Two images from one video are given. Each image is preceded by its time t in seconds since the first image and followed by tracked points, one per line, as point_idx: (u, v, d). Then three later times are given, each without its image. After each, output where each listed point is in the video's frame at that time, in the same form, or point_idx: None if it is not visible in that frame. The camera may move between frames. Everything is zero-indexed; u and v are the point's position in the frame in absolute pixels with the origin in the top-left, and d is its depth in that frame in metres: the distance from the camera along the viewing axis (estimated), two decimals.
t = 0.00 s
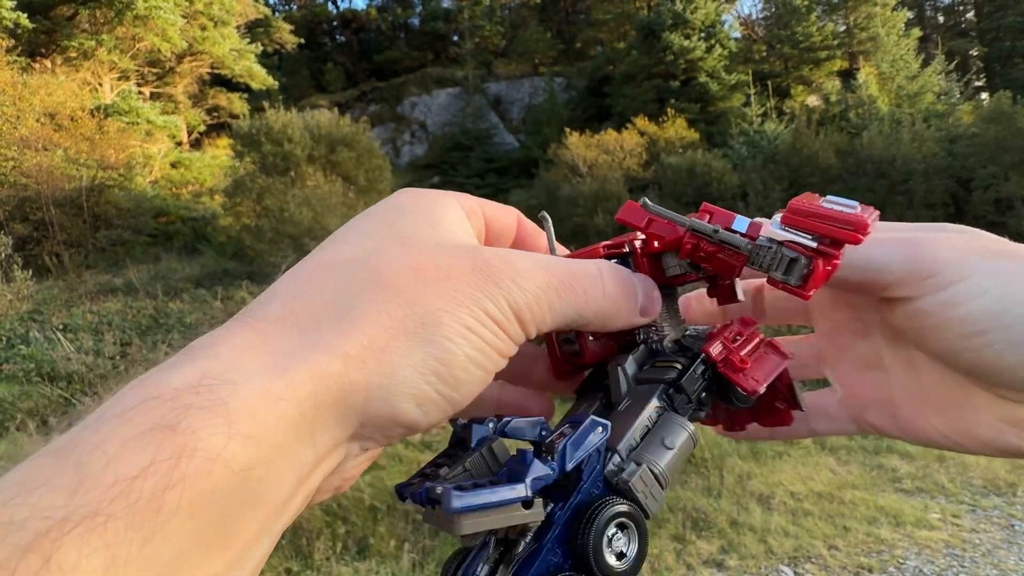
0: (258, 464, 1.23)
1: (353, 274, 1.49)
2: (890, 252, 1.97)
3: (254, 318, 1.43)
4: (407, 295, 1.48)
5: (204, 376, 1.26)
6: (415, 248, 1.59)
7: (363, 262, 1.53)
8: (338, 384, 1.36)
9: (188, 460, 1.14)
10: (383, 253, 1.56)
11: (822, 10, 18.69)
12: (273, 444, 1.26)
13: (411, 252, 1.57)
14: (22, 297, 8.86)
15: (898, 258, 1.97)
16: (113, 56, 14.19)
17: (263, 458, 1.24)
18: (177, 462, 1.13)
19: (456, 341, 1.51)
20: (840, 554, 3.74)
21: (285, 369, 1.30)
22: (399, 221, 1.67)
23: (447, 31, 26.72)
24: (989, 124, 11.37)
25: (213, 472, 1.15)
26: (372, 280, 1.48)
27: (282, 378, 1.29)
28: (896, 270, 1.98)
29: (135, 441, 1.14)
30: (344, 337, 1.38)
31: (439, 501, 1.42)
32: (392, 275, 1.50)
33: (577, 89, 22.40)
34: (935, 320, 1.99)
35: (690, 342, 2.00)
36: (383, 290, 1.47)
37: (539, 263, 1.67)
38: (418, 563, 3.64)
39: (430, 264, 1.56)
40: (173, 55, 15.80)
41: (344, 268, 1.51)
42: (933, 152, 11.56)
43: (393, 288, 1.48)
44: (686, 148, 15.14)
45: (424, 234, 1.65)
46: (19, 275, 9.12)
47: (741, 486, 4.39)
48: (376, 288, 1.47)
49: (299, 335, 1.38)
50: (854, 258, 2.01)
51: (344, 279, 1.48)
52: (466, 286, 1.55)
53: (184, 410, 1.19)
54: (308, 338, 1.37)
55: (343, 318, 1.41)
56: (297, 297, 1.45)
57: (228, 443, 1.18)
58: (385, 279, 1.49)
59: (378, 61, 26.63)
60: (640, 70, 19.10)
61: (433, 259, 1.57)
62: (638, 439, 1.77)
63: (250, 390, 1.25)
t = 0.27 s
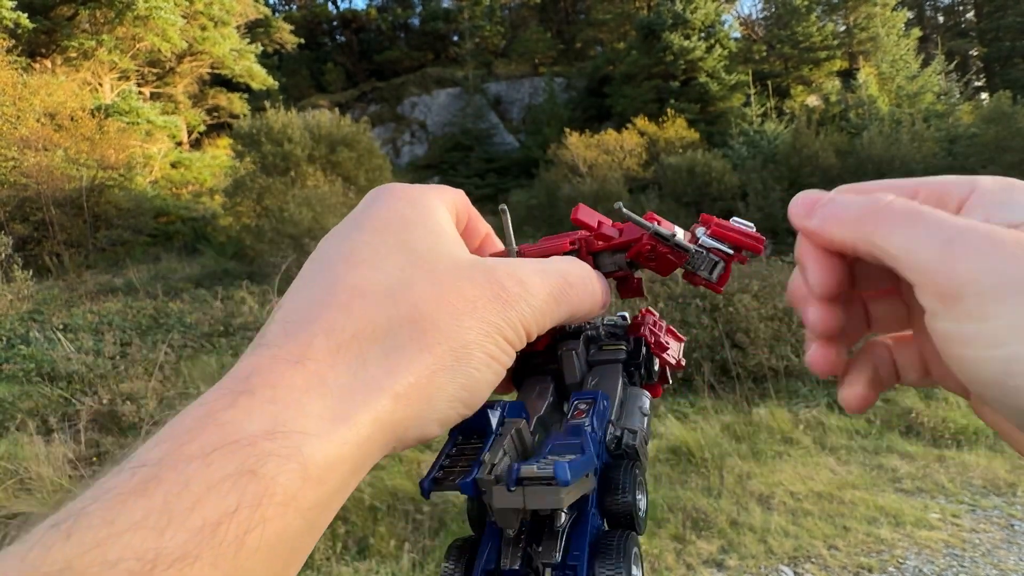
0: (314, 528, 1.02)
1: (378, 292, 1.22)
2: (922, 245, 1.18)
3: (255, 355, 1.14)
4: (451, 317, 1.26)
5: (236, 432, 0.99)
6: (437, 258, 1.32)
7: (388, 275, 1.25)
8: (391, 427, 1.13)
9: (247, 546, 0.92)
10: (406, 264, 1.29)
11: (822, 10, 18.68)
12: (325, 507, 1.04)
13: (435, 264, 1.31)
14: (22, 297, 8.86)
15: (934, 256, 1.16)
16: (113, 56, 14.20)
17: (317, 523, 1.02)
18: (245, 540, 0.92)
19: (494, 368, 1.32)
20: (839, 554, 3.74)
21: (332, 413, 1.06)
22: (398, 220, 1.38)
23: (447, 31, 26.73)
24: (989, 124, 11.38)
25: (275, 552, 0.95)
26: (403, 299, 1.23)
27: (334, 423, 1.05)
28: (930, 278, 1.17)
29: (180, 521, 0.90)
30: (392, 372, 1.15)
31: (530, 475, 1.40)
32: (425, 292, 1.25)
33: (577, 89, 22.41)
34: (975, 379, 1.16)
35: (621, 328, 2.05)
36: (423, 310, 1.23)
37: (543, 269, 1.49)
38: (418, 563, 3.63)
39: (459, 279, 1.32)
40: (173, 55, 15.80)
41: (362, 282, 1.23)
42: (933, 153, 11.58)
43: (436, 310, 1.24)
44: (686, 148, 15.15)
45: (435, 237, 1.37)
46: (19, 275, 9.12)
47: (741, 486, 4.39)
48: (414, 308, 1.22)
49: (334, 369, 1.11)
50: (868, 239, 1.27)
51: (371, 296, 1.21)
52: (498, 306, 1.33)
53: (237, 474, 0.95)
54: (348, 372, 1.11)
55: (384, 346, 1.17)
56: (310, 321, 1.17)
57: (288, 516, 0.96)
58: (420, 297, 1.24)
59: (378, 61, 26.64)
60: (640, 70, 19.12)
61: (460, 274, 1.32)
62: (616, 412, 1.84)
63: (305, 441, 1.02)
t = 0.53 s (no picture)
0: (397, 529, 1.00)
1: (433, 288, 1.18)
2: (781, 334, 1.44)
3: (309, 357, 1.08)
4: (505, 316, 1.23)
5: (320, 435, 0.96)
6: (482, 254, 1.29)
7: (441, 270, 1.21)
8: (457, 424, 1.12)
9: (346, 548, 0.91)
10: (457, 260, 1.25)
11: (822, 10, 18.67)
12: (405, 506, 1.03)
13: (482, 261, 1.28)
14: (23, 297, 8.88)
15: (796, 337, 1.43)
16: (114, 57, 14.22)
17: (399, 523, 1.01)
18: (343, 543, 0.91)
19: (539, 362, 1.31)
20: (839, 554, 3.68)
21: (408, 417, 1.03)
22: (435, 212, 1.33)
23: (447, 31, 26.74)
24: (988, 124, 11.37)
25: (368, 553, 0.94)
26: (459, 297, 1.20)
27: (412, 425, 1.03)
28: (796, 356, 1.43)
29: (283, 525, 0.88)
30: (460, 371, 1.13)
31: (693, 431, 1.17)
32: (477, 290, 1.23)
33: (577, 89, 22.41)
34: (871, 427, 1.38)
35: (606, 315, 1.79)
36: (479, 310, 1.21)
37: (575, 258, 1.44)
38: (418, 563, 3.58)
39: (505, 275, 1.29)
40: (174, 55, 15.81)
41: (416, 278, 1.19)
42: (933, 152, 11.57)
43: (491, 309, 1.22)
44: (686, 148, 15.15)
45: (474, 232, 1.33)
46: (19, 275, 9.14)
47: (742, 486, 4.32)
48: (472, 308, 1.20)
49: (404, 368, 1.08)
50: (728, 345, 1.51)
51: (431, 294, 1.17)
52: (542, 302, 1.31)
53: (332, 480, 0.92)
54: (418, 370, 1.09)
55: (447, 345, 1.14)
56: (368, 319, 1.12)
57: (382, 519, 0.95)
58: (474, 296, 1.22)
59: (378, 61, 26.65)
60: (639, 70, 19.11)
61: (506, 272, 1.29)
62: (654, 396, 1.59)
63: (391, 446, 0.99)
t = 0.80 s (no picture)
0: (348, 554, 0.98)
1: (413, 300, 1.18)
2: (747, 303, 1.68)
3: (284, 368, 1.08)
4: (483, 330, 1.22)
5: (279, 445, 0.95)
6: (471, 264, 1.28)
7: (426, 282, 1.21)
8: (423, 445, 1.10)
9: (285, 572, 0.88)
10: (443, 273, 1.23)
11: (821, 10, 18.67)
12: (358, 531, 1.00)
13: (468, 272, 1.27)
14: (23, 297, 8.90)
15: (760, 305, 1.66)
16: (114, 56, 14.23)
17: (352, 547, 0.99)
18: (281, 568, 0.88)
19: (520, 380, 1.29)
20: (839, 554, 3.64)
21: (369, 436, 1.02)
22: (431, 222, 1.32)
23: (447, 32, 26.75)
24: (988, 124, 11.38)
25: None
26: (439, 310, 1.19)
27: (370, 444, 1.02)
28: (765, 321, 1.66)
29: (219, 544, 0.86)
30: (427, 388, 1.12)
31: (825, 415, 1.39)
32: (458, 302, 1.22)
33: (577, 89, 22.41)
34: (833, 374, 1.60)
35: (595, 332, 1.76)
36: (457, 323, 1.20)
37: (568, 277, 1.43)
38: (418, 562, 3.54)
39: (492, 289, 1.27)
40: (174, 55, 15.80)
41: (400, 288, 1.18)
42: (933, 152, 11.57)
43: (472, 324, 1.21)
44: (685, 148, 15.15)
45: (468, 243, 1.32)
46: (20, 275, 9.14)
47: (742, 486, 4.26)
48: (450, 320, 1.19)
49: (368, 384, 1.06)
50: (703, 323, 1.73)
51: (410, 307, 1.17)
52: (526, 316, 1.31)
53: (273, 502, 0.90)
54: (387, 380, 1.08)
55: (421, 359, 1.13)
56: (345, 329, 1.11)
57: (323, 543, 0.93)
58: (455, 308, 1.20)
59: (378, 61, 26.64)
60: (639, 70, 19.13)
61: (494, 285, 1.28)
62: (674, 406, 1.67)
63: (342, 463, 0.98)
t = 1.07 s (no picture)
0: None
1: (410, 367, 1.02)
2: (787, 264, 1.73)
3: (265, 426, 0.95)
4: (483, 405, 1.09)
5: (238, 537, 0.85)
6: (481, 319, 1.11)
7: (428, 345, 1.05)
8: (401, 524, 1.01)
9: None
10: (447, 332, 1.07)
11: (822, 10, 18.66)
12: None
13: (478, 331, 1.10)
14: (23, 297, 8.89)
15: (801, 262, 1.72)
16: (114, 56, 14.23)
17: None
18: None
19: (522, 449, 1.17)
20: (839, 554, 3.62)
21: (345, 523, 0.93)
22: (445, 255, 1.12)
23: (447, 32, 26.74)
24: (988, 124, 11.39)
25: None
26: (438, 383, 1.05)
27: (345, 532, 0.93)
28: (806, 278, 1.71)
29: None
30: (415, 465, 1.01)
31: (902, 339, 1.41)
32: (458, 371, 1.07)
33: (577, 89, 22.41)
34: (878, 314, 1.65)
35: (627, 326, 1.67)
36: (455, 396, 1.06)
37: (591, 324, 1.27)
38: (418, 563, 3.53)
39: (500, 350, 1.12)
40: (173, 55, 15.80)
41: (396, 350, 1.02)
42: (933, 152, 11.56)
43: (470, 395, 1.08)
44: (686, 148, 15.14)
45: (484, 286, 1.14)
46: (20, 275, 9.14)
47: (741, 486, 4.24)
48: (446, 395, 1.06)
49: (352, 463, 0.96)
50: (743, 285, 1.70)
51: (409, 371, 1.02)
52: (538, 374, 1.16)
53: None
54: (369, 466, 0.97)
55: (409, 446, 1.02)
56: (331, 399, 0.97)
57: None
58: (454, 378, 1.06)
59: (378, 61, 26.63)
60: (639, 70, 19.13)
61: (504, 345, 1.12)
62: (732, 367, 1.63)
63: (313, 557, 0.89)
